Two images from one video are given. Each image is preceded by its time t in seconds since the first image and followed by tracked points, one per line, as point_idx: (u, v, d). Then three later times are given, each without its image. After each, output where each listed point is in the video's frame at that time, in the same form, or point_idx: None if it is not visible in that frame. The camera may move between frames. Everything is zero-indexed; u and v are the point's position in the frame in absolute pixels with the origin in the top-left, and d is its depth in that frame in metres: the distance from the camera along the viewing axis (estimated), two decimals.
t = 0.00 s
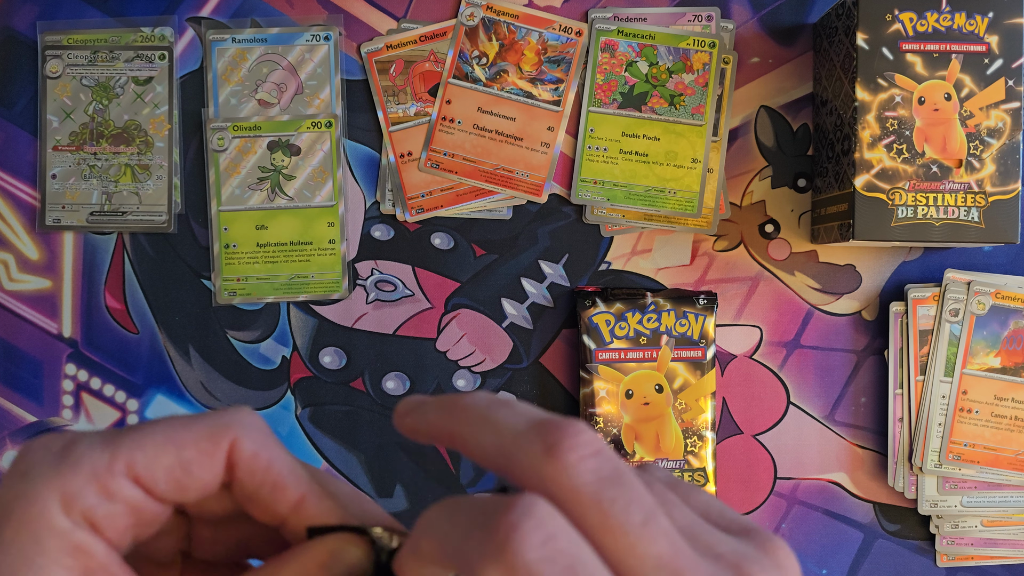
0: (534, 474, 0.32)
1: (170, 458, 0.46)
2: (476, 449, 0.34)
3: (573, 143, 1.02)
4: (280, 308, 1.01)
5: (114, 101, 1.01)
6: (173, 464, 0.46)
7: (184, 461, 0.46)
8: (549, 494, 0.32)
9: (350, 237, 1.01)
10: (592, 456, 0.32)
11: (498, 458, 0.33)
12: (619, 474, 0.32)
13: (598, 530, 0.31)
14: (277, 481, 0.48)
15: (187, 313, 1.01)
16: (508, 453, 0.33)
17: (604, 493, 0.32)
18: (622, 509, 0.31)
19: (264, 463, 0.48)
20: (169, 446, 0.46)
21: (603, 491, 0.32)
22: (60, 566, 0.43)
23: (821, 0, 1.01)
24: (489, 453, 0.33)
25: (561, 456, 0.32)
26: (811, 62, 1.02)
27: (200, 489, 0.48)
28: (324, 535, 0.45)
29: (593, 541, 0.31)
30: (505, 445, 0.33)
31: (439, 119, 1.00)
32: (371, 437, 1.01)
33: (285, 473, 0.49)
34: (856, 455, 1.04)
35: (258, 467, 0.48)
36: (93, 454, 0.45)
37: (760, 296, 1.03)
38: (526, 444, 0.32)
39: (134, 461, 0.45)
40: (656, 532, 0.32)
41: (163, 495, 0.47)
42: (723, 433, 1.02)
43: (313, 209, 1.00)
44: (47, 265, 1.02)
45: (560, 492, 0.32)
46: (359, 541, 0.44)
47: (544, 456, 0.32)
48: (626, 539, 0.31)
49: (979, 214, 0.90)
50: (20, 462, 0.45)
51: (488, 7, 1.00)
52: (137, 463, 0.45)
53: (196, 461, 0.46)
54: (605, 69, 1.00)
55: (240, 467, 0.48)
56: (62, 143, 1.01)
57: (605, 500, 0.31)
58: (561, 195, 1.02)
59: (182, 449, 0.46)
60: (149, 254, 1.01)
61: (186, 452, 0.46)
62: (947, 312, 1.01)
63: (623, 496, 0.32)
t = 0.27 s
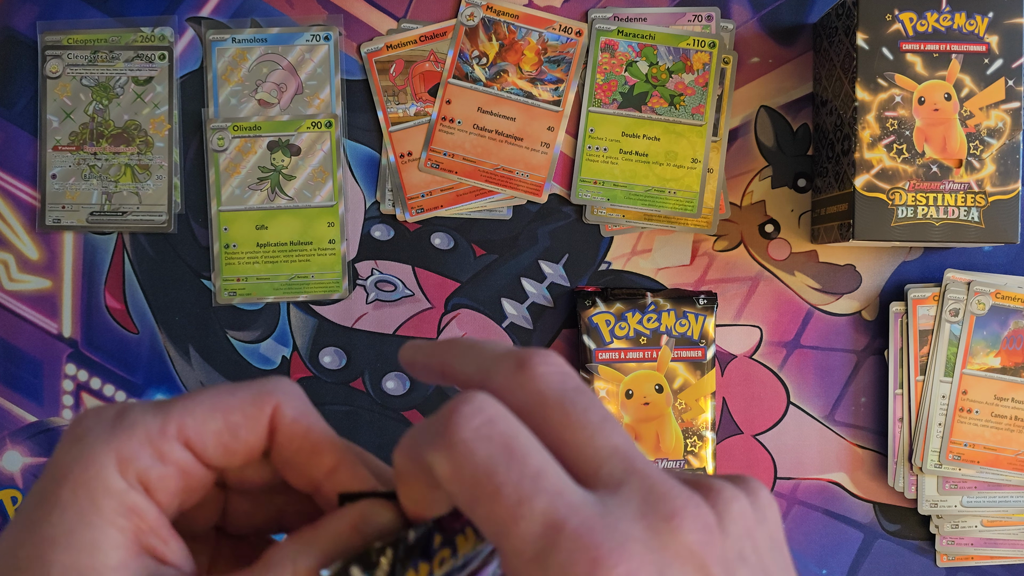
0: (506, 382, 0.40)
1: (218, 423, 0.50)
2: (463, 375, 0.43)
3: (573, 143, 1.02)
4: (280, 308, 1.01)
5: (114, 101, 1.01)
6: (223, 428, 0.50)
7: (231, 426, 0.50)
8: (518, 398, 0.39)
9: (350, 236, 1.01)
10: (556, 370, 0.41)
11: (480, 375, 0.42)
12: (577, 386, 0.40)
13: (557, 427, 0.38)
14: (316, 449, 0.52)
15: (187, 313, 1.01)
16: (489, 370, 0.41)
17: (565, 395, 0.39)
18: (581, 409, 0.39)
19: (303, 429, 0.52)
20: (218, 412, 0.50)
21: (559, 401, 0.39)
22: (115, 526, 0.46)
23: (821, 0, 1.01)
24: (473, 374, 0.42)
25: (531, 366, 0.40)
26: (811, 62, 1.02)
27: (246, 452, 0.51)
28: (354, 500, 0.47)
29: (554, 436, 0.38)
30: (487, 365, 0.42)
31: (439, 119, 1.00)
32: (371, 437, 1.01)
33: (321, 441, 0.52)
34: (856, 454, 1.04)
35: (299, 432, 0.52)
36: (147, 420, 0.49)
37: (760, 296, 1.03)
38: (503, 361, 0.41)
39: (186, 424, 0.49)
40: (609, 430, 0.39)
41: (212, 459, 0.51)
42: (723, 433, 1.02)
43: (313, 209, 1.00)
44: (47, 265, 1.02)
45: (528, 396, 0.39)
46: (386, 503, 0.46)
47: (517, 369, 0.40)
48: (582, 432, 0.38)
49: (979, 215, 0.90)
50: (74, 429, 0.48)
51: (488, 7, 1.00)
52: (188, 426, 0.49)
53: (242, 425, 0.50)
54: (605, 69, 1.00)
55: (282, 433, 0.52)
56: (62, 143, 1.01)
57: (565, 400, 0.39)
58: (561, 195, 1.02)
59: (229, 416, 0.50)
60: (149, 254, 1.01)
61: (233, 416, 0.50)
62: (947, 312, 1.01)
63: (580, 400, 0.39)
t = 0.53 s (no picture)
0: (499, 366, 0.41)
1: (209, 402, 0.50)
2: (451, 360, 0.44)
3: (573, 143, 1.02)
4: (280, 308, 1.01)
5: (114, 101, 1.01)
6: (213, 408, 0.50)
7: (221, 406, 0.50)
8: (511, 385, 0.41)
9: (350, 237, 1.01)
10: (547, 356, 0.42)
11: (471, 363, 0.43)
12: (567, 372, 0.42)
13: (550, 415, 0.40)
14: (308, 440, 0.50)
15: (187, 312, 1.01)
16: (479, 356, 0.42)
17: (558, 381, 0.41)
18: (573, 397, 0.41)
19: (292, 411, 0.50)
20: (210, 391, 0.50)
21: (552, 388, 0.40)
22: (104, 499, 0.46)
23: (821, 0, 1.01)
24: (462, 361, 0.43)
25: (523, 352, 0.41)
26: (811, 62, 1.02)
27: (236, 434, 0.51)
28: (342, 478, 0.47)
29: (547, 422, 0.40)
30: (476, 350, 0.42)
31: (439, 119, 1.00)
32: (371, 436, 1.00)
33: (309, 424, 0.51)
34: (856, 454, 1.04)
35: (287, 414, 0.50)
36: (140, 396, 0.49)
37: (760, 296, 1.03)
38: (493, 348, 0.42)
39: (176, 402, 0.49)
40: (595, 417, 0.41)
41: (202, 439, 0.51)
42: (723, 433, 1.02)
43: (313, 209, 1.00)
44: (47, 265, 1.02)
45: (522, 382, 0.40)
46: (374, 485, 0.46)
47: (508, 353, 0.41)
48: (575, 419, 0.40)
49: (979, 215, 0.90)
50: (72, 404, 0.49)
51: (488, 8, 1.00)
52: (179, 404, 0.49)
53: (232, 406, 0.50)
54: (605, 69, 1.00)
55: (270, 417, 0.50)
56: (62, 143, 1.01)
57: (558, 387, 0.40)
58: (561, 195, 1.02)
59: (219, 396, 0.50)
60: (149, 254, 1.01)
61: (223, 396, 0.50)
62: (947, 312, 1.01)
63: (570, 388, 0.41)
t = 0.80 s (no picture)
0: (492, 358, 0.44)
1: (202, 373, 0.49)
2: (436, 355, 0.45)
3: (573, 143, 1.02)
4: (280, 308, 1.01)
5: (114, 101, 1.01)
6: (206, 380, 0.49)
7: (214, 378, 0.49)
8: (503, 378, 0.43)
9: (350, 236, 1.01)
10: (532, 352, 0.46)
11: (458, 357, 0.44)
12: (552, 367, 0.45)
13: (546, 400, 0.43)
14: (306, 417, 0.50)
15: (187, 313, 1.01)
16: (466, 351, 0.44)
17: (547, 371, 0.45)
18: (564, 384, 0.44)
19: (286, 380, 0.50)
20: (202, 363, 0.49)
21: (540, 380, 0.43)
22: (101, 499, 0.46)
23: (821, 0, 1.01)
24: (449, 354, 0.45)
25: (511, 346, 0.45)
26: (811, 62, 1.02)
27: (232, 405, 0.50)
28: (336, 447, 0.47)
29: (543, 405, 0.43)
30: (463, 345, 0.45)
31: (439, 118, 1.00)
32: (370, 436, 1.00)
33: (304, 392, 0.50)
34: (856, 454, 1.04)
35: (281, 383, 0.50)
36: (133, 372, 0.49)
37: (760, 296, 1.03)
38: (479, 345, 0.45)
39: (170, 376, 0.48)
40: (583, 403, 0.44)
41: (199, 412, 0.50)
42: (723, 433, 1.02)
43: (313, 209, 1.00)
44: (47, 265, 1.02)
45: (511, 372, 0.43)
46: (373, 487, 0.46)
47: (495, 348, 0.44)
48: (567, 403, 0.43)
49: (979, 215, 0.90)
50: (63, 383, 0.48)
51: (488, 7, 1.00)
52: (172, 377, 0.48)
53: (227, 377, 0.49)
54: (605, 69, 1.00)
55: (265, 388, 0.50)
56: (62, 143, 1.01)
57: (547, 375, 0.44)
58: (561, 195, 1.02)
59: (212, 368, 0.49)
60: (149, 254, 1.01)
61: (217, 367, 0.49)
62: (947, 312, 1.01)
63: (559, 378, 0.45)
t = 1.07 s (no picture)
0: (510, 359, 0.45)
1: (175, 363, 0.48)
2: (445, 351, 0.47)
3: (572, 143, 1.02)
4: (280, 308, 1.01)
5: (115, 101, 1.01)
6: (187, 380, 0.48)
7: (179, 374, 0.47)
8: (519, 382, 0.44)
9: (350, 236, 1.01)
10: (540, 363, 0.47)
11: (471, 356, 0.46)
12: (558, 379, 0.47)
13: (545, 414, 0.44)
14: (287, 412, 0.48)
15: (187, 313, 1.01)
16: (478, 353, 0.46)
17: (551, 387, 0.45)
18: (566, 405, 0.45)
19: (262, 362, 0.49)
20: (176, 356, 0.48)
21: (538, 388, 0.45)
22: (97, 500, 0.46)
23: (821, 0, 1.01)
24: (462, 351, 0.46)
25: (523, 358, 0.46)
26: (811, 62, 1.02)
27: (206, 394, 0.49)
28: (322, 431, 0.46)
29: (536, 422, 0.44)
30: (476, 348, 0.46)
31: (439, 118, 1.00)
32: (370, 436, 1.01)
33: (282, 374, 0.49)
34: (856, 454, 1.04)
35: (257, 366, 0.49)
36: (100, 370, 0.47)
37: (760, 296, 1.03)
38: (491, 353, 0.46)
39: (141, 370, 0.47)
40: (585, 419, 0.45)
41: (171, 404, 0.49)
42: (723, 433, 1.02)
43: (313, 209, 1.00)
44: (47, 265, 1.02)
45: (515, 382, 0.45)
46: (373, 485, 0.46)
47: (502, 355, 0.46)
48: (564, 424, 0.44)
49: (979, 215, 0.90)
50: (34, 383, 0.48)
51: (488, 7, 1.00)
52: (144, 370, 0.47)
53: (200, 365, 0.48)
54: (605, 69, 1.00)
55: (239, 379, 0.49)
56: (62, 143, 1.01)
57: (551, 388, 0.45)
58: (561, 195, 1.02)
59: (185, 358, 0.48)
60: (149, 255, 1.01)
61: (189, 356, 0.48)
62: (947, 312, 1.01)
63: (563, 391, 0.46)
